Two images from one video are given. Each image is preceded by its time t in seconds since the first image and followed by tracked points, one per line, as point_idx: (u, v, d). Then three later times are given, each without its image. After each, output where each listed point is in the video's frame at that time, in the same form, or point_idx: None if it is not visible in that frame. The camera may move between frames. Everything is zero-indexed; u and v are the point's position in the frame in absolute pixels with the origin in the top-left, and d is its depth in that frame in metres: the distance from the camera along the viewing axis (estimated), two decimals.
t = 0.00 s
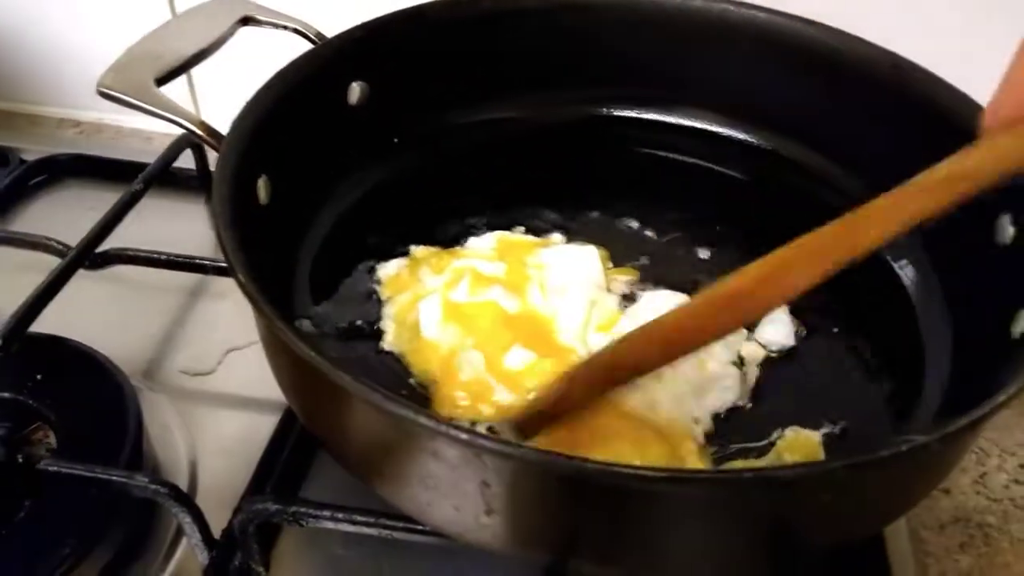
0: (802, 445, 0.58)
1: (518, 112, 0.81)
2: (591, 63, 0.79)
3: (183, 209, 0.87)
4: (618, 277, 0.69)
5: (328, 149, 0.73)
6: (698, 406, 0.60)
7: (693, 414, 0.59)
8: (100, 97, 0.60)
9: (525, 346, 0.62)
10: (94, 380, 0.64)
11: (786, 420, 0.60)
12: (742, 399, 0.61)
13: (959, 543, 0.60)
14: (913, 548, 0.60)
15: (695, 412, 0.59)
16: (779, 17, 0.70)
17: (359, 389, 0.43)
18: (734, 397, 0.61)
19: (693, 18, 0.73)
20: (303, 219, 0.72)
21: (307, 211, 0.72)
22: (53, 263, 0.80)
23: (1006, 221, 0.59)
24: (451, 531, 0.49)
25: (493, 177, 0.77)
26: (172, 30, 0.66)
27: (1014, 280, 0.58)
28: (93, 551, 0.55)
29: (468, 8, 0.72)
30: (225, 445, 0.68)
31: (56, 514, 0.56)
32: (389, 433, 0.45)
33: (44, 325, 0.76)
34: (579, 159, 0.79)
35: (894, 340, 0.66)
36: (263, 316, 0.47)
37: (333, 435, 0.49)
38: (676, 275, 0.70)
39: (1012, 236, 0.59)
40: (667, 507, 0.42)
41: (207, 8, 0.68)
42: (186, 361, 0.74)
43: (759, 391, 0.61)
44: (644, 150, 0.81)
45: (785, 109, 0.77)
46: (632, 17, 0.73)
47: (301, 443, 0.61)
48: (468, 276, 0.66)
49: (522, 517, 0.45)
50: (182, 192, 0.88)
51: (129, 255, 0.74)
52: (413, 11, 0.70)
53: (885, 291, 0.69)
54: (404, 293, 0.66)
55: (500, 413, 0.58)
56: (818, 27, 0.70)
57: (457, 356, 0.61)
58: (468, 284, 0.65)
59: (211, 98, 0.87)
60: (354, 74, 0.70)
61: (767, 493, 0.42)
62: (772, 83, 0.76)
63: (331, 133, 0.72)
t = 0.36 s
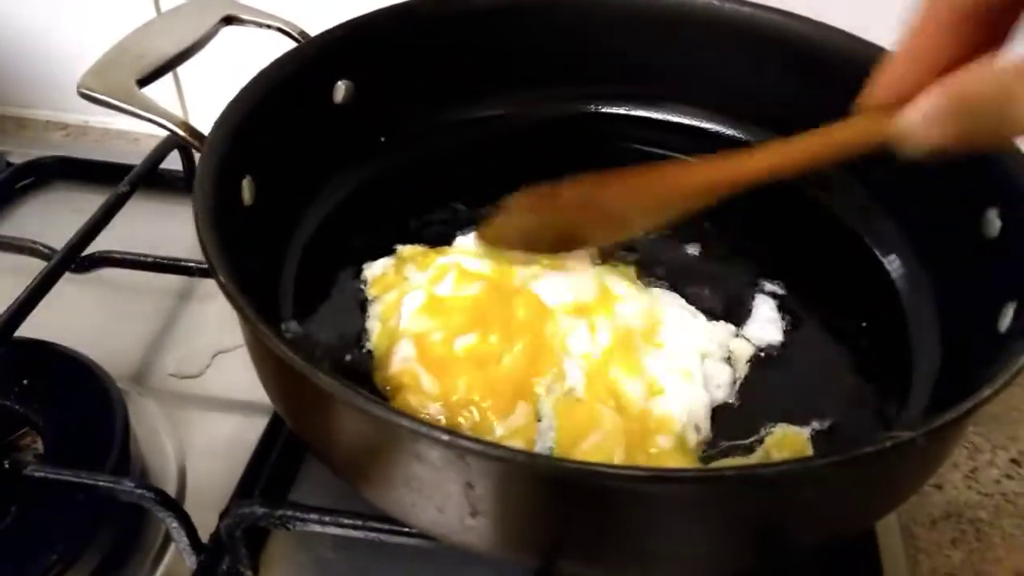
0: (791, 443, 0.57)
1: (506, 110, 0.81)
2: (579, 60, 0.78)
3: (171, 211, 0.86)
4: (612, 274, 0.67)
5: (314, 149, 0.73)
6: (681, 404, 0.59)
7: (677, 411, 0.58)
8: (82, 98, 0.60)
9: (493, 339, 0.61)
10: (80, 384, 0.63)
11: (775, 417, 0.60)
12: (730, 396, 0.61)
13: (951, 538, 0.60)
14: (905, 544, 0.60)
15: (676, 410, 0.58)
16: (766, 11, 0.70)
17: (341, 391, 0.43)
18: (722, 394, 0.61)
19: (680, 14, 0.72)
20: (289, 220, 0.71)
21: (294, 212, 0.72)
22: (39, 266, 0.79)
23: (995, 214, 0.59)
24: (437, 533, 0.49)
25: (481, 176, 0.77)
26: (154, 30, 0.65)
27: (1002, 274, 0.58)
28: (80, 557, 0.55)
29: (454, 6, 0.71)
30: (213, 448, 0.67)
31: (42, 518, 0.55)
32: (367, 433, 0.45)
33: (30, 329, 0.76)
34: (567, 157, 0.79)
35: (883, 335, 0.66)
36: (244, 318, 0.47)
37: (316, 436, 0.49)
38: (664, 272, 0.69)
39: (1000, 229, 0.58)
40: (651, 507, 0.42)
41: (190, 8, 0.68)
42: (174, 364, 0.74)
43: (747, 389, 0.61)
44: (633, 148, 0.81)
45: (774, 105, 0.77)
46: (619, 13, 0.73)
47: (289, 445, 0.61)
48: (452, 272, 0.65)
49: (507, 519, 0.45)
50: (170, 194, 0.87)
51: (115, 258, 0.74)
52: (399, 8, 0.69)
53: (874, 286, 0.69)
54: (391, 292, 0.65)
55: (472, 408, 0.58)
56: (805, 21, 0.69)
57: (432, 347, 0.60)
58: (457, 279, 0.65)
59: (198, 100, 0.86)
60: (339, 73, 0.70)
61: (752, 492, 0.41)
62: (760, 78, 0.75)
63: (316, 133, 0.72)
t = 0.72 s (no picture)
0: (779, 447, 0.58)
1: (495, 113, 0.81)
2: (569, 63, 0.78)
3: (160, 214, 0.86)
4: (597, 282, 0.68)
5: (304, 151, 0.73)
6: (620, 444, 0.57)
7: (614, 448, 0.57)
8: (70, 101, 0.59)
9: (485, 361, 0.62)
10: (68, 388, 0.63)
11: (763, 420, 0.60)
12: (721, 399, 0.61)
13: (938, 542, 0.61)
14: (892, 548, 0.60)
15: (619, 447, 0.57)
16: (756, 17, 0.71)
17: (330, 396, 0.43)
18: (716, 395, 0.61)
19: (670, 19, 0.73)
20: (278, 221, 0.71)
21: (283, 214, 0.72)
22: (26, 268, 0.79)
23: (981, 220, 0.59)
24: (426, 537, 0.49)
25: (471, 179, 0.77)
26: (143, 32, 0.65)
27: (988, 281, 0.58)
28: (66, 561, 0.55)
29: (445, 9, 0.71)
30: (201, 451, 0.67)
31: (28, 522, 0.55)
32: (349, 439, 0.45)
33: (16, 332, 0.75)
34: (557, 161, 0.79)
35: (871, 339, 0.66)
36: (233, 322, 0.47)
37: (303, 439, 0.49)
38: (653, 276, 0.70)
39: (985, 234, 0.59)
40: (639, 512, 0.42)
41: (180, 10, 0.68)
42: (161, 367, 0.73)
43: (736, 393, 0.61)
44: (623, 152, 0.81)
45: (763, 109, 0.77)
46: (609, 18, 0.73)
47: (278, 449, 0.61)
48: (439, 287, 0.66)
49: (496, 523, 0.45)
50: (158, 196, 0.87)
51: (103, 261, 0.74)
52: (390, 11, 0.69)
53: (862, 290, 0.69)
54: (382, 296, 0.66)
55: (424, 408, 0.58)
56: (794, 27, 0.70)
57: (426, 365, 0.60)
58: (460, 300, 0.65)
59: (187, 101, 0.86)
60: (329, 76, 0.69)
61: (739, 497, 0.42)
62: (749, 83, 0.76)
63: (306, 135, 0.72)
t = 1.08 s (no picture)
0: (772, 452, 0.58)
1: (488, 120, 0.81)
2: (561, 70, 0.79)
3: (155, 224, 0.86)
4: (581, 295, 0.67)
5: (296, 161, 0.73)
6: (627, 455, 0.57)
7: (623, 460, 0.57)
8: (62, 114, 0.60)
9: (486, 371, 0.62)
10: (62, 400, 0.63)
11: (757, 425, 0.60)
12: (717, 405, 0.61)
13: (933, 544, 0.61)
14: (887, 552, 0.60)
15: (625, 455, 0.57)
16: (745, 22, 0.71)
17: (323, 409, 0.43)
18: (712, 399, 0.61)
19: (660, 25, 0.73)
20: (272, 231, 0.71)
21: (276, 224, 0.72)
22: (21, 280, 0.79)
23: (971, 224, 0.60)
24: (420, 547, 0.49)
25: (464, 186, 0.78)
26: (135, 45, 0.65)
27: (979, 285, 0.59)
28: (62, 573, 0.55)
29: (435, 17, 0.71)
30: (197, 461, 0.67)
31: (23, 536, 0.55)
32: (343, 450, 0.45)
33: (11, 343, 0.76)
34: (550, 168, 0.80)
35: (863, 342, 0.66)
36: (226, 335, 0.47)
37: (301, 454, 0.49)
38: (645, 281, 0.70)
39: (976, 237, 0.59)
40: (631, 520, 0.42)
41: (170, 23, 0.68)
42: (157, 377, 0.73)
43: (731, 399, 0.62)
44: (615, 158, 0.81)
45: (754, 114, 0.78)
46: (599, 24, 0.74)
47: (274, 460, 0.61)
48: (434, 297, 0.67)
49: (490, 532, 0.45)
50: (153, 206, 0.87)
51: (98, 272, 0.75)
52: (381, 20, 0.70)
53: (854, 293, 0.70)
54: (376, 307, 0.66)
55: (435, 421, 0.58)
56: (783, 31, 0.70)
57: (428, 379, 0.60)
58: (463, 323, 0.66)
59: (181, 112, 0.86)
60: (321, 85, 0.70)
61: (730, 505, 0.42)
62: (740, 88, 0.76)
63: (298, 145, 0.72)
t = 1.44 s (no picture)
0: (778, 454, 0.58)
1: (493, 119, 0.81)
2: (566, 69, 0.79)
3: (160, 221, 0.86)
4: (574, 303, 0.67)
5: (301, 159, 0.73)
6: (622, 461, 0.55)
7: (617, 466, 0.55)
8: (67, 112, 0.60)
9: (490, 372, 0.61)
10: (68, 396, 0.63)
11: (762, 427, 0.60)
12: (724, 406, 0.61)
13: (937, 546, 0.61)
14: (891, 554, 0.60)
15: (624, 457, 0.56)
16: (752, 22, 0.71)
17: (327, 409, 0.43)
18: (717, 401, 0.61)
19: (666, 25, 0.73)
20: (276, 230, 0.71)
21: (281, 222, 0.72)
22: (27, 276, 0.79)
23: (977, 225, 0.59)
24: (423, 546, 0.49)
25: (469, 185, 0.78)
26: (140, 43, 0.66)
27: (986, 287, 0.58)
28: (67, 570, 0.55)
29: (441, 16, 0.71)
30: (201, 459, 0.67)
31: (28, 533, 0.55)
32: (345, 449, 0.45)
33: (17, 340, 0.76)
34: (555, 168, 0.79)
35: (869, 344, 0.66)
36: (230, 334, 0.47)
37: (300, 451, 0.49)
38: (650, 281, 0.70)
39: (982, 240, 0.59)
40: (635, 522, 0.42)
41: (176, 21, 0.68)
42: (162, 375, 0.73)
43: (737, 401, 0.61)
44: (620, 157, 0.81)
45: (760, 114, 0.77)
46: (605, 24, 0.74)
47: (277, 458, 0.61)
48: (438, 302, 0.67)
49: (493, 533, 0.45)
50: (159, 204, 0.87)
51: (103, 270, 0.75)
52: (386, 19, 0.70)
53: (860, 295, 0.70)
54: (379, 306, 0.67)
55: (425, 411, 0.58)
56: (790, 32, 0.70)
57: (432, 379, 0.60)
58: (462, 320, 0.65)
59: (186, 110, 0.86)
60: (326, 84, 0.70)
61: (735, 507, 0.42)
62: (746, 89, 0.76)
63: (304, 143, 0.72)
